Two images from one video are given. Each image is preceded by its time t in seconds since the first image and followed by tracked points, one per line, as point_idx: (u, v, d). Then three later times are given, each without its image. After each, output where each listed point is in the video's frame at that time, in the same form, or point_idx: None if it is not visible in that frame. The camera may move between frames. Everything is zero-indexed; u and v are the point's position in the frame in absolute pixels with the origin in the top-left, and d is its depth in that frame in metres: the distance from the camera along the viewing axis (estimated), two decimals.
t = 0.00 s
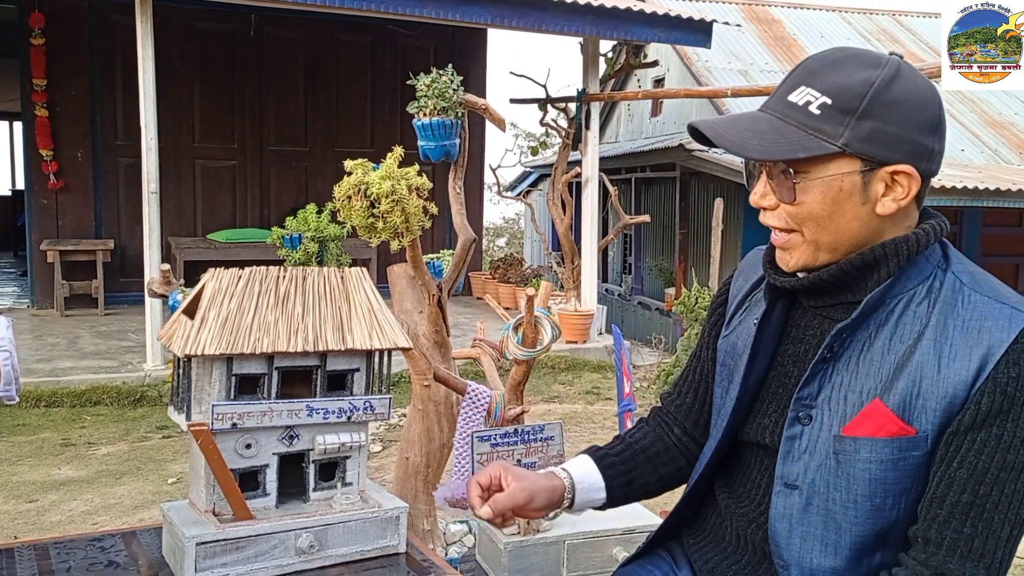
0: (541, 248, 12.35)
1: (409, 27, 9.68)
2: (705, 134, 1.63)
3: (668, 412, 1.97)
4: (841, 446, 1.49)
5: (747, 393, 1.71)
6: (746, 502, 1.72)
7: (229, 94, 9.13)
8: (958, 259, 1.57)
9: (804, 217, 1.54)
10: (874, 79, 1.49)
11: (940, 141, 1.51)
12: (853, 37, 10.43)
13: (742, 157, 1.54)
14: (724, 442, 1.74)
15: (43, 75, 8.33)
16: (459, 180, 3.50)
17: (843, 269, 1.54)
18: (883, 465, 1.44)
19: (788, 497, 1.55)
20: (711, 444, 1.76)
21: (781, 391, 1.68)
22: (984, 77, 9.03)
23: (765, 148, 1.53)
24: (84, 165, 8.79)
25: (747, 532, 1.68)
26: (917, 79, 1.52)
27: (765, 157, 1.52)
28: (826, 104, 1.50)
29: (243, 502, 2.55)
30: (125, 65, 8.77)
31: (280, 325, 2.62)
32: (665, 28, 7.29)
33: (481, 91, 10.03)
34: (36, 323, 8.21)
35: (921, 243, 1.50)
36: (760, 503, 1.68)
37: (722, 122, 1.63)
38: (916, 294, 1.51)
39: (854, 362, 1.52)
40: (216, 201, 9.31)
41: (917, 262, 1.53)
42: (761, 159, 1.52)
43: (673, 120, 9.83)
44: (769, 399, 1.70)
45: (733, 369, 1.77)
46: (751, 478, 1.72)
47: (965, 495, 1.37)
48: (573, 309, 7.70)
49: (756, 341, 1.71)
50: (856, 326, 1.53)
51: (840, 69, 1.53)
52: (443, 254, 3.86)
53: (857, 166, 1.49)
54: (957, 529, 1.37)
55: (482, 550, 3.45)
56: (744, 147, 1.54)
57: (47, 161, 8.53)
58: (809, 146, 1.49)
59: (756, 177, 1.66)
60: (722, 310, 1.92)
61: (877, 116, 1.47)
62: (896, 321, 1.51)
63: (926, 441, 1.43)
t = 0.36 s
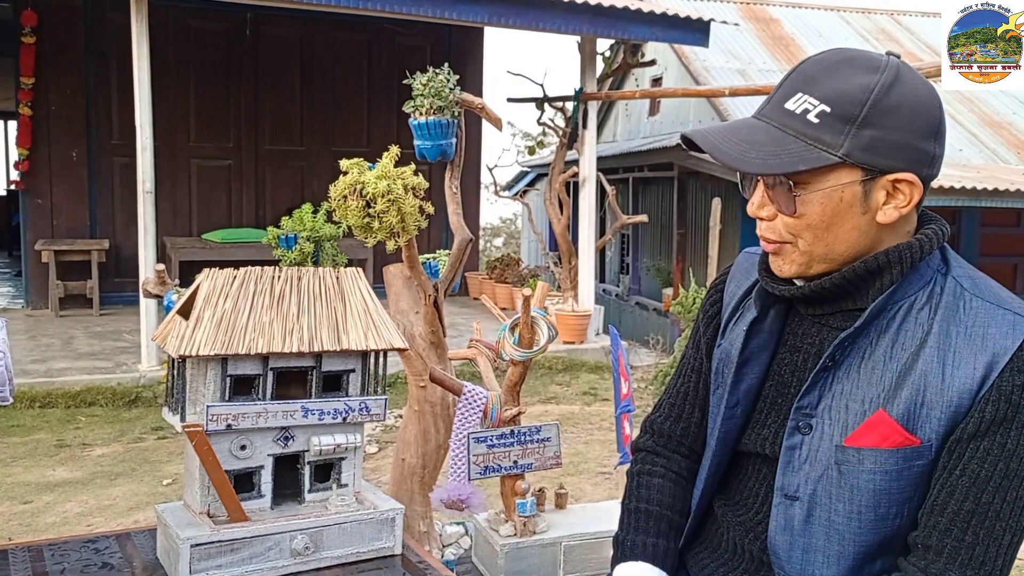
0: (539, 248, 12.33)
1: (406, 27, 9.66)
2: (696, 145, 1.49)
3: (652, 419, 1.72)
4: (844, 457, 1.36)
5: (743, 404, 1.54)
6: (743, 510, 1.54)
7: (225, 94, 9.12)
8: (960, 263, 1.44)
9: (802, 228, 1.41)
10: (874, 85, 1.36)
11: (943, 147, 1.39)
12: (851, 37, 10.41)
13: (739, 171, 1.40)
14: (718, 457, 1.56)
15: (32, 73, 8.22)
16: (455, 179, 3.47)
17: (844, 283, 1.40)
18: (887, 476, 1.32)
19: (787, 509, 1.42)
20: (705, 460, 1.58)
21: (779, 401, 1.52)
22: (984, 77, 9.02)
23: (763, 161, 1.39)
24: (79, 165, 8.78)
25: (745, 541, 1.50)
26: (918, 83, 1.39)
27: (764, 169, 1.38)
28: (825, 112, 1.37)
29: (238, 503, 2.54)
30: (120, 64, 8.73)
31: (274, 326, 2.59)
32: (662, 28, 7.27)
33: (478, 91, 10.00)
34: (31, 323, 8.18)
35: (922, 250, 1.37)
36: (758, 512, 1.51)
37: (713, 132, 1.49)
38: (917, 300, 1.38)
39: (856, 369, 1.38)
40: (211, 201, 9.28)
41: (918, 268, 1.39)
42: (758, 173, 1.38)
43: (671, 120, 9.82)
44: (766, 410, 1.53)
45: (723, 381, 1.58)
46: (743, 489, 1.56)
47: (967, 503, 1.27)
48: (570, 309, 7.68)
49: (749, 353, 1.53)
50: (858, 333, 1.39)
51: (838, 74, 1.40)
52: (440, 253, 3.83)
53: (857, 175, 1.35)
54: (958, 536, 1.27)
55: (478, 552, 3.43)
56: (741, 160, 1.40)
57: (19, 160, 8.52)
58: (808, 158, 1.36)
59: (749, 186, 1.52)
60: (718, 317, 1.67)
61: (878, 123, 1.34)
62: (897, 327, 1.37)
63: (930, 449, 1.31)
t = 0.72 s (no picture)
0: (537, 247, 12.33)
1: (404, 26, 9.66)
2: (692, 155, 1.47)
3: (644, 420, 1.71)
4: (842, 468, 1.35)
5: (738, 411, 1.53)
6: (740, 515, 1.54)
7: (223, 94, 9.11)
8: (959, 269, 1.44)
9: (800, 242, 1.40)
10: (876, 96, 1.34)
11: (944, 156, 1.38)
12: (848, 37, 10.42)
13: (737, 188, 1.38)
14: (714, 463, 1.56)
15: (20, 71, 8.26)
16: (453, 179, 3.47)
17: (843, 295, 1.40)
18: (887, 488, 1.32)
19: (785, 520, 1.41)
20: (702, 466, 1.57)
21: (775, 408, 1.51)
22: (984, 77, 9.04)
23: (762, 177, 1.37)
24: (77, 165, 8.76)
25: (741, 547, 1.51)
26: (920, 92, 1.37)
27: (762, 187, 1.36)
28: (825, 125, 1.35)
29: (236, 503, 2.54)
30: (118, 63, 8.73)
31: (272, 326, 2.59)
32: (660, 28, 7.27)
33: (476, 91, 10.00)
34: (29, 323, 8.17)
35: (925, 259, 1.37)
36: (754, 519, 1.52)
37: (710, 142, 1.47)
38: (916, 308, 1.37)
39: (854, 380, 1.38)
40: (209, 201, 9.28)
41: (918, 277, 1.39)
42: (757, 190, 1.36)
43: (669, 120, 9.82)
44: (763, 416, 1.53)
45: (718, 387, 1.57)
46: (739, 494, 1.56)
47: (965, 514, 1.27)
48: (568, 309, 7.69)
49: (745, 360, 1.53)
50: (857, 343, 1.38)
51: (839, 85, 1.38)
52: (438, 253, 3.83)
53: (858, 190, 1.34)
54: (955, 547, 1.27)
55: (477, 553, 3.43)
56: (739, 176, 1.38)
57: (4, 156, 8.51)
58: (808, 172, 1.35)
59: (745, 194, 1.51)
60: (711, 317, 1.66)
61: (879, 138, 1.33)
62: (896, 337, 1.37)
63: (929, 460, 1.31)
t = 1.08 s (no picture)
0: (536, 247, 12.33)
1: (403, 26, 9.65)
2: (691, 163, 1.48)
3: (640, 420, 1.71)
4: (844, 473, 1.36)
5: (738, 414, 1.54)
6: (739, 517, 1.55)
7: (222, 94, 9.11)
8: (958, 272, 1.45)
9: (799, 250, 1.41)
10: (875, 106, 1.34)
11: (943, 163, 1.38)
12: (847, 37, 10.42)
13: (736, 199, 1.39)
14: (714, 465, 1.56)
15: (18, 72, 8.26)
16: (452, 178, 3.47)
17: (842, 303, 1.41)
18: (889, 492, 1.32)
19: (787, 525, 1.41)
20: (702, 468, 1.57)
21: (775, 411, 1.52)
22: (984, 77, 9.05)
23: (760, 188, 1.37)
24: (76, 164, 8.75)
25: (741, 549, 1.51)
26: (921, 100, 1.37)
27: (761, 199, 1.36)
28: (825, 136, 1.35)
29: (236, 503, 2.54)
30: (116, 63, 8.72)
31: (272, 327, 2.60)
32: (659, 28, 7.27)
33: (475, 91, 9.99)
34: (28, 323, 8.17)
35: (926, 264, 1.37)
36: (754, 520, 1.52)
37: (709, 150, 1.47)
38: (917, 311, 1.38)
39: (855, 384, 1.38)
40: (208, 200, 9.28)
41: (918, 281, 1.40)
42: (755, 202, 1.37)
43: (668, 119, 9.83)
44: (762, 419, 1.53)
45: (717, 390, 1.57)
46: (739, 496, 1.57)
47: (968, 517, 1.27)
48: (567, 308, 7.69)
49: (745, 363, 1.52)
50: (858, 348, 1.38)
51: (839, 94, 1.37)
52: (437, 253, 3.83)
53: (857, 200, 1.35)
54: (958, 549, 1.27)
55: (477, 552, 3.43)
56: (737, 188, 1.39)
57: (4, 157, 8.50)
58: (807, 180, 1.35)
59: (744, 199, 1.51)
60: (709, 318, 1.66)
61: (879, 149, 1.33)
62: (896, 341, 1.37)
63: (931, 464, 1.31)
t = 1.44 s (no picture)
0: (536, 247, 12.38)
1: (403, 27, 9.69)
2: (689, 163, 1.51)
3: (638, 416, 1.75)
4: (840, 468, 1.39)
5: (735, 410, 1.57)
6: (738, 513, 1.58)
7: (224, 95, 9.15)
8: (953, 269, 1.48)
9: (795, 247, 1.44)
10: (868, 104, 1.38)
11: (935, 160, 1.41)
12: (844, 40, 10.45)
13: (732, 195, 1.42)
14: (713, 461, 1.60)
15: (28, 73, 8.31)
16: (453, 179, 3.51)
17: (837, 298, 1.44)
18: (884, 487, 1.36)
19: (784, 519, 1.45)
20: (701, 464, 1.61)
21: (772, 407, 1.55)
22: (985, 77, 9.11)
23: (755, 184, 1.41)
24: (79, 165, 8.80)
25: (739, 545, 1.55)
26: (912, 98, 1.40)
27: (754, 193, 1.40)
28: (818, 132, 1.39)
29: (238, 501, 2.57)
30: (119, 64, 8.75)
31: (274, 326, 2.63)
32: (659, 29, 7.30)
33: (475, 92, 10.03)
34: (31, 323, 8.20)
35: (919, 262, 1.41)
36: (752, 516, 1.55)
37: (708, 150, 1.51)
38: (911, 309, 1.42)
39: (850, 381, 1.42)
40: (210, 201, 9.31)
41: (913, 279, 1.43)
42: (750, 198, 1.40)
43: (666, 120, 9.87)
44: (760, 415, 1.57)
45: (714, 387, 1.61)
46: (738, 492, 1.60)
47: (962, 511, 1.31)
48: (567, 308, 7.73)
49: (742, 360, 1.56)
50: (853, 345, 1.42)
51: (832, 92, 1.41)
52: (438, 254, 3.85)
53: (851, 196, 1.38)
54: (952, 544, 1.31)
55: (477, 550, 3.47)
56: (734, 183, 1.42)
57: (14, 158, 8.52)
58: (800, 176, 1.39)
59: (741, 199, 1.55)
60: (706, 317, 1.70)
61: (872, 145, 1.36)
62: (891, 338, 1.41)
63: (926, 459, 1.35)
